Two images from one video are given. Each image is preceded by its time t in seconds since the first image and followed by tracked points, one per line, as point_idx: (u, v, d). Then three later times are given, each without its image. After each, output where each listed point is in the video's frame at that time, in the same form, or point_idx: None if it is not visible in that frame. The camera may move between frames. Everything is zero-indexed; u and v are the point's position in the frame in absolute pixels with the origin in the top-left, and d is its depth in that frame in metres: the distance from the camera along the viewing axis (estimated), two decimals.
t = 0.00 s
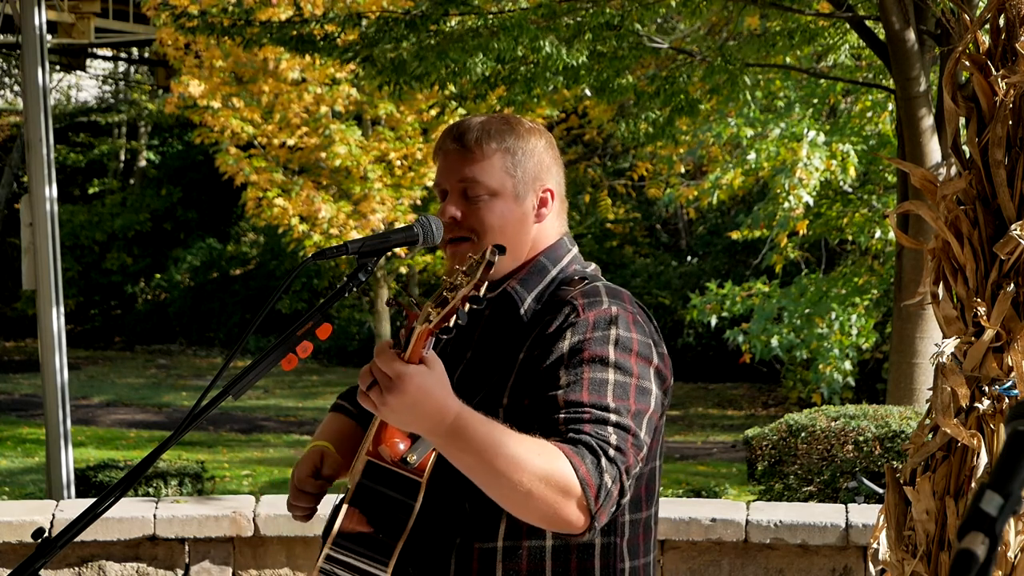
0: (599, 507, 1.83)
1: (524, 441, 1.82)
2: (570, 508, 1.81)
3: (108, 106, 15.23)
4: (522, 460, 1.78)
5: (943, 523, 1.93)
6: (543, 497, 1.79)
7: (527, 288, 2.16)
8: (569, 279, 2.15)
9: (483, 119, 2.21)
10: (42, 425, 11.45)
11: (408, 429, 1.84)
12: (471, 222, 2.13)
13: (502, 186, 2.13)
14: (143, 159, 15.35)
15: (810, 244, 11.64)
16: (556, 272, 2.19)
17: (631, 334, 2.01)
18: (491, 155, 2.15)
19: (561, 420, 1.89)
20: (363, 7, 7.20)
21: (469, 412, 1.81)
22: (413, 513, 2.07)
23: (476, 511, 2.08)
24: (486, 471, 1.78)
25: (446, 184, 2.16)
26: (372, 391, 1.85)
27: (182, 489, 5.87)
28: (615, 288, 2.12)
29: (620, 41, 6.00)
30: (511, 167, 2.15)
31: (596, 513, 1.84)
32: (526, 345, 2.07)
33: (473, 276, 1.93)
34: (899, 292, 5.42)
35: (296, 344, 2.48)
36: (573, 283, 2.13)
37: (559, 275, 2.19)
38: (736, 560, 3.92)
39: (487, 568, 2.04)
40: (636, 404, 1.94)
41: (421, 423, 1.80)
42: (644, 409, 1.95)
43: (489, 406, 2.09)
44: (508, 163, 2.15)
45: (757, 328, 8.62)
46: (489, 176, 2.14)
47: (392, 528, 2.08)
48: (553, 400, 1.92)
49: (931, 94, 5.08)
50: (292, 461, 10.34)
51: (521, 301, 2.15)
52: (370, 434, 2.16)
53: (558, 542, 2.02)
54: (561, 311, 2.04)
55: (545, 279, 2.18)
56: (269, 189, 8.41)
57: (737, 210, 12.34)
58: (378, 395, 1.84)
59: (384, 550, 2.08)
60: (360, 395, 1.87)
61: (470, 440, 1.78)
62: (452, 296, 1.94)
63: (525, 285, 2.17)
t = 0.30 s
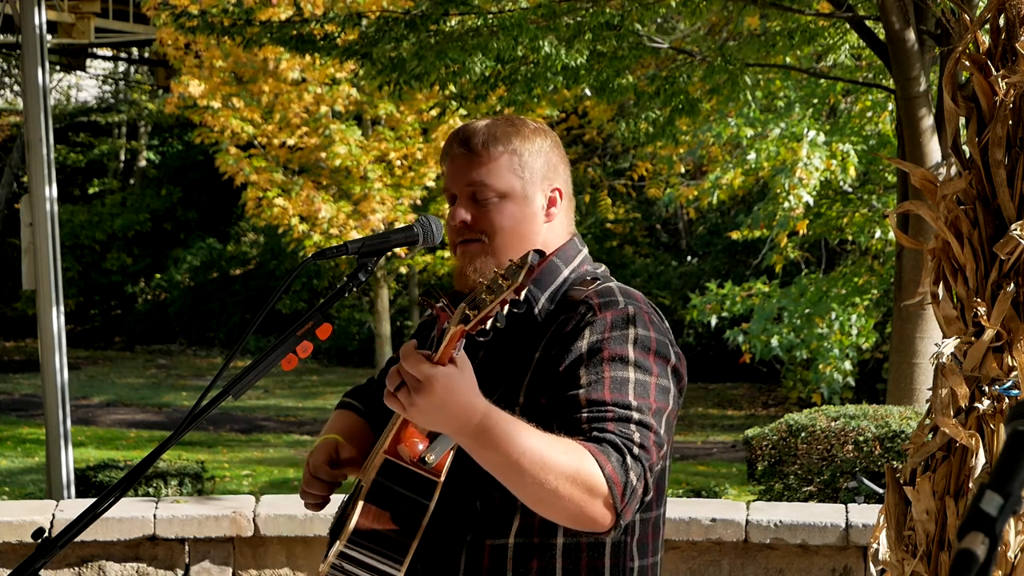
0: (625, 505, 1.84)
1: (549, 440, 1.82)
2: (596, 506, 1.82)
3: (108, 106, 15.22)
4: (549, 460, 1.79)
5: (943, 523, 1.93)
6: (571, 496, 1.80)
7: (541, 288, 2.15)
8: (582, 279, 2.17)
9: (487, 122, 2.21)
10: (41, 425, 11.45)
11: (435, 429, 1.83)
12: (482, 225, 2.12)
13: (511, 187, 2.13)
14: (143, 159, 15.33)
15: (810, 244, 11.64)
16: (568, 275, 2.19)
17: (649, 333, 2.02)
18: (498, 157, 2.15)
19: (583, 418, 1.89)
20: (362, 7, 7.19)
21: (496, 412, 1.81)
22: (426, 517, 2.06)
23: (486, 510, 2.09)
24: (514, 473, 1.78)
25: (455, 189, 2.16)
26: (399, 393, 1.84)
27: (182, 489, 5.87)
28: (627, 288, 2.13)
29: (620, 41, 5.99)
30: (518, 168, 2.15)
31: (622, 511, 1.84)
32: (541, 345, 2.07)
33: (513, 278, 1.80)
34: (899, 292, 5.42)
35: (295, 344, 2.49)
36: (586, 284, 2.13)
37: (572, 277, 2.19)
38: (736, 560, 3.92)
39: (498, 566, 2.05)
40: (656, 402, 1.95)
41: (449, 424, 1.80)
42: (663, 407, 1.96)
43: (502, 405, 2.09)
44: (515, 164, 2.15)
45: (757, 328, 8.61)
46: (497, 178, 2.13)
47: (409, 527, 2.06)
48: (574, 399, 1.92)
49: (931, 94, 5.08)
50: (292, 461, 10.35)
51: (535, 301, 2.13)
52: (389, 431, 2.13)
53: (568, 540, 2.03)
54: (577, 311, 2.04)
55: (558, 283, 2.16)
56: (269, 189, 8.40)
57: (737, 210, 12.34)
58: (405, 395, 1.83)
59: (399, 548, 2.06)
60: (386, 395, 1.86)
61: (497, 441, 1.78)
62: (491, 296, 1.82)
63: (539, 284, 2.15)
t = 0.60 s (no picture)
0: (637, 504, 1.84)
1: (565, 437, 1.82)
2: (609, 504, 1.81)
3: (108, 106, 15.21)
4: (563, 459, 1.78)
5: (943, 522, 1.93)
6: (585, 494, 1.80)
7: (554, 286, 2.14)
8: (594, 279, 2.17)
9: (500, 124, 2.20)
10: (42, 425, 11.45)
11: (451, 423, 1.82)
12: (498, 227, 2.11)
13: (527, 189, 2.12)
14: (143, 159, 15.33)
15: (810, 244, 11.64)
16: (582, 274, 2.19)
17: (664, 334, 2.02)
18: (512, 159, 2.14)
19: (597, 417, 1.89)
20: (362, 7, 7.19)
21: (513, 409, 1.80)
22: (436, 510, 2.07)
23: (498, 507, 2.08)
24: (528, 469, 1.78)
25: (470, 191, 2.15)
26: (417, 385, 1.83)
27: (182, 489, 5.87)
28: (640, 289, 2.13)
29: (620, 41, 5.99)
30: (533, 171, 2.14)
31: (634, 510, 1.84)
32: (556, 343, 2.07)
33: (537, 273, 1.79)
34: (900, 292, 5.42)
35: (296, 344, 2.49)
36: (599, 285, 2.13)
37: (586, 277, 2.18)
38: (736, 560, 3.92)
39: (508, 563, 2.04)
40: (669, 403, 1.95)
41: (465, 418, 1.79)
42: (677, 408, 1.97)
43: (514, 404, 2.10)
44: (530, 167, 2.14)
45: (757, 328, 8.59)
46: (511, 179, 2.12)
47: (420, 522, 2.08)
48: (589, 398, 1.92)
49: (931, 94, 5.08)
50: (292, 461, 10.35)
51: (548, 302, 2.11)
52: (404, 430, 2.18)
53: (579, 538, 2.01)
54: (591, 310, 2.04)
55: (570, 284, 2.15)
56: (269, 189, 8.40)
57: (737, 210, 12.35)
58: (423, 388, 1.82)
59: (410, 543, 2.07)
60: (403, 387, 1.85)
61: (513, 438, 1.78)
62: (511, 292, 1.82)
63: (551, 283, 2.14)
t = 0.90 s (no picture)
0: (656, 505, 1.84)
1: (584, 439, 1.81)
2: (629, 505, 1.81)
3: (108, 106, 15.20)
4: (582, 462, 1.78)
5: (943, 522, 1.93)
6: (604, 495, 1.79)
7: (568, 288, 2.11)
8: (611, 282, 2.13)
9: (507, 130, 2.20)
10: (42, 425, 11.45)
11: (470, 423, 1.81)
12: (521, 234, 2.10)
13: (544, 194, 2.12)
14: (143, 159, 15.33)
15: (810, 244, 11.64)
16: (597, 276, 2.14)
17: (681, 336, 2.02)
18: (526, 164, 2.14)
19: (616, 419, 1.89)
20: (363, 8, 7.19)
21: (532, 411, 1.79)
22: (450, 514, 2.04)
23: (513, 506, 2.08)
24: (548, 471, 1.77)
25: (488, 201, 2.14)
26: (437, 385, 1.82)
27: (182, 489, 5.87)
28: (655, 291, 2.13)
29: (620, 42, 5.98)
30: (546, 174, 2.14)
31: (654, 512, 1.84)
32: (572, 345, 2.07)
33: (567, 276, 1.72)
34: (899, 292, 5.42)
35: (296, 344, 2.50)
36: (614, 286, 2.12)
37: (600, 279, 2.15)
38: (736, 560, 3.92)
39: (522, 564, 2.05)
40: (687, 404, 1.96)
41: (485, 419, 1.78)
42: (694, 409, 1.97)
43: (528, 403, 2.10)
44: (544, 170, 2.14)
45: (757, 328, 8.57)
46: (528, 185, 2.12)
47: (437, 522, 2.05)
48: (607, 399, 1.92)
49: (931, 94, 5.08)
50: (292, 461, 10.36)
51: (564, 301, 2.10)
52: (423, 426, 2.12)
53: (593, 539, 2.02)
54: (607, 312, 2.04)
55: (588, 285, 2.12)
56: (269, 189, 8.39)
57: (737, 210, 12.36)
58: (443, 388, 1.81)
59: (426, 543, 2.05)
60: (424, 385, 1.84)
61: (533, 441, 1.77)
62: (542, 294, 1.75)
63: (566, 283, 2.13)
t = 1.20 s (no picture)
0: (692, 510, 1.83)
1: (621, 446, 1.80)
2: (667, 513, 1.79)
3: (108, 106, 15.15)
4: (618, 469, 1.76)
5: (943, 523, 1.93)
6: (641, 501, 1.77)
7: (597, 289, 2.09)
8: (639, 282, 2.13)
9: (521, 139, 2.18)
10: (42, 425, 11.45)
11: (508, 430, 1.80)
12: (547, 242, 2.06)
13: (566, 198, 2.08)
14: (143, 159, 15.32)
15: (810, 244, 11.65)
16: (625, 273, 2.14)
17: (712, 339, 2.02)
18: (544, 171, 2.12)
19: (650, 423, 1.89)
20: (363, 8, 7.20)
21: (570, 420, 1.77)
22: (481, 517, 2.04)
23: (541, 509, 2.09)
24: (586, 478, 1.75)
25: (509, 211, 2.10)
26: (478, 390, 1.80)
27: (182, 489, 5.87)
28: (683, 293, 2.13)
29: (619, 42, 5.96)
30: (566, 177, 2.11)
31: (691, 516, 1.83)
32: (601, 348, 2.07)
33: (618, 288, 1.75)
34: (900, 292, 5.42)
35: (295, 345, 2.50)
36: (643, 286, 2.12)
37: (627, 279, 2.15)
38: (736, 560, 3.91)
39: (551, 565, 2.06)
40: (719, 408, 1.96)
41: (523, 428, 1.76)
42: (725, 413, 1.98)
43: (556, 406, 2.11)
44: (562, 174, 2.11)
45: (756, 329, 8.43)
46: (549, 191, 2.09)
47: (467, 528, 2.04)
48: (640, 404, 1.93)
49: (931, 94, 5.08)
50: (292, 460, 10.37)
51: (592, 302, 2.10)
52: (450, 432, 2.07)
53: (621, 542, 2.02)
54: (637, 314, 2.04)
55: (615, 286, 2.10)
56: (269, 189, 8.38)
57: (737, 210, 12.37)
58: (484, 394, 1.80)
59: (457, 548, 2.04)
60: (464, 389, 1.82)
61: (572, 450, 1.75)
62: (590, 304, 1.75)
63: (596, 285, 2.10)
